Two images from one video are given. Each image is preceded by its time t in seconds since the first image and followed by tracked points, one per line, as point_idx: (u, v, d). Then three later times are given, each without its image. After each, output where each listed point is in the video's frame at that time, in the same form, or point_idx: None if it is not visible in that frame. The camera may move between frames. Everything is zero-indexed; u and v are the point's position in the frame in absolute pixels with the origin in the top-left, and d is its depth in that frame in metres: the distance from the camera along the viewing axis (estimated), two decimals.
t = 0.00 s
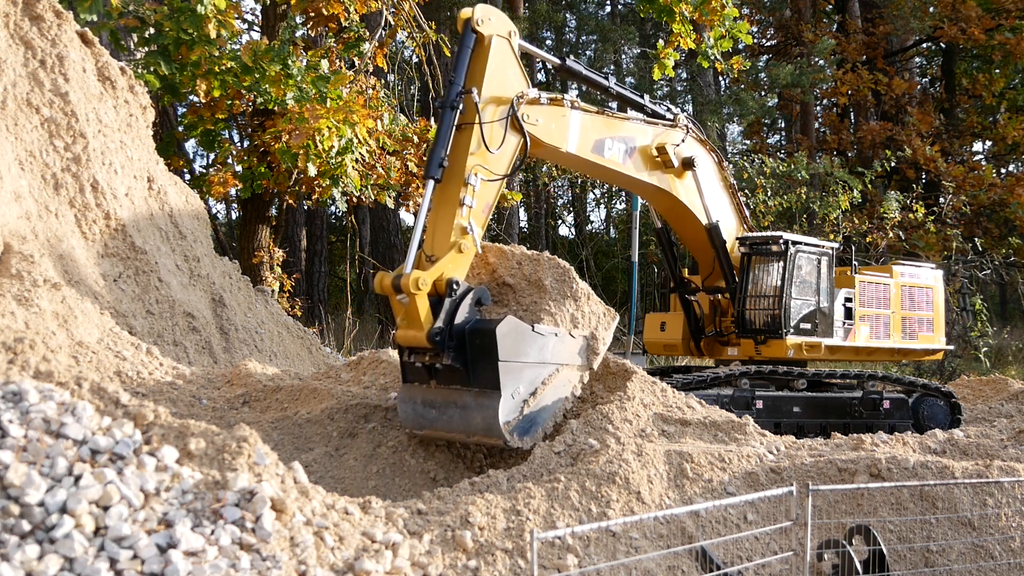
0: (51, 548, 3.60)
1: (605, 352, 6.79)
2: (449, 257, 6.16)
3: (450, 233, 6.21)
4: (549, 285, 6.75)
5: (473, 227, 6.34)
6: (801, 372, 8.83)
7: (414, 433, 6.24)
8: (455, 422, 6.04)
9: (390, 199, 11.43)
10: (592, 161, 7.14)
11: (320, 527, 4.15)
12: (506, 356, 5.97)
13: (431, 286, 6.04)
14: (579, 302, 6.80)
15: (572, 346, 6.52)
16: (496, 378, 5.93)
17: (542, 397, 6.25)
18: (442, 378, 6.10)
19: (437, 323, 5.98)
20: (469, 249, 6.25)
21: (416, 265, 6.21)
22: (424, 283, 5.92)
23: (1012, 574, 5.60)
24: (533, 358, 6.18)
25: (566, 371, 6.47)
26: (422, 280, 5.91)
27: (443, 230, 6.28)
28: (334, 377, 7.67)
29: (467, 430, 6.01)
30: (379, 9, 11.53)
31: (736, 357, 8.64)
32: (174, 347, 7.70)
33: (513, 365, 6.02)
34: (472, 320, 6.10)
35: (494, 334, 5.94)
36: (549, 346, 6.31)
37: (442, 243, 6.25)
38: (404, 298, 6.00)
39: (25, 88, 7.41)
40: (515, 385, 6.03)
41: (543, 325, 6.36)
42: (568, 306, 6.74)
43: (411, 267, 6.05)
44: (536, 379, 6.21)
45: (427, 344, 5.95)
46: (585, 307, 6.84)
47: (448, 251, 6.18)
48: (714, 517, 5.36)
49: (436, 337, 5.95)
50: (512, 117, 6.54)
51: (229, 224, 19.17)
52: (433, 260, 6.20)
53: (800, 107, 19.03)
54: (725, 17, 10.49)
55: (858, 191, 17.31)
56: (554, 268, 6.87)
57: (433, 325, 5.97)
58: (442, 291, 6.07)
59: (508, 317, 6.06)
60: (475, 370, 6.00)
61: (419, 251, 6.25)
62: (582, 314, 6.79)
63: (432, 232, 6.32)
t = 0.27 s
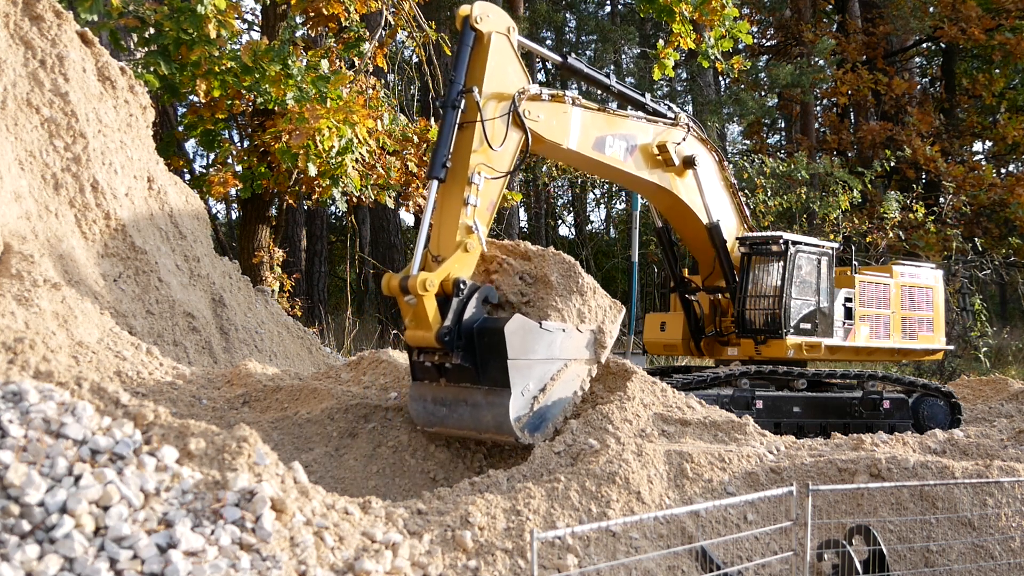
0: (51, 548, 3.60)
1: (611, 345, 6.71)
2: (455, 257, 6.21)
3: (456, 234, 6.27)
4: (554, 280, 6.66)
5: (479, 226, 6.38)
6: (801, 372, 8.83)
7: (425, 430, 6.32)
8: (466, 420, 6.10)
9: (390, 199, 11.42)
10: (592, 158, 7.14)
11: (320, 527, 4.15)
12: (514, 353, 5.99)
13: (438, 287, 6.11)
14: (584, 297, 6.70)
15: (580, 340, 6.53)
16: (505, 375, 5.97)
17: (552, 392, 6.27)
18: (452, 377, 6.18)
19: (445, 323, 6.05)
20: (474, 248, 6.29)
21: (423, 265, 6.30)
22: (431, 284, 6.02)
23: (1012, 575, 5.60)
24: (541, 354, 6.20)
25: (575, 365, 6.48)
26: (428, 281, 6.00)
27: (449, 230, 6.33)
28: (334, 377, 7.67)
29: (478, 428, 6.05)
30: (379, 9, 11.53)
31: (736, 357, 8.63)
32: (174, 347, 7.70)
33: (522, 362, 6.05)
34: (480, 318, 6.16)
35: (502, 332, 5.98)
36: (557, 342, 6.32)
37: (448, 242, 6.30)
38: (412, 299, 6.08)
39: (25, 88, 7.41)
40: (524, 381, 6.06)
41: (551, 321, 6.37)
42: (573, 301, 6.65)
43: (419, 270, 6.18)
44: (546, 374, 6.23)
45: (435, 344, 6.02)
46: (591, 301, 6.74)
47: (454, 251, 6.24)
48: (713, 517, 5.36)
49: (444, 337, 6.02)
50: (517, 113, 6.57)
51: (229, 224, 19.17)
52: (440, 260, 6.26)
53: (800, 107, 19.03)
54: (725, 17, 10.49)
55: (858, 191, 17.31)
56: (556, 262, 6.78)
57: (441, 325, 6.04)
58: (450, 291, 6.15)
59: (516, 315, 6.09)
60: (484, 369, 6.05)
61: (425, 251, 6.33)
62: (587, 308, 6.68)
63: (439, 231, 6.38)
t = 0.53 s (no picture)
0: (51, 548, 3.60)
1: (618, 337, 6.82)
2: (461, 256, 6.21)
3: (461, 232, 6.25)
4: (560, 276, 6.85)
5: (484, 225, 6.37)
6: (801, 372, 8.83)
7: (434, 426, 6.36)
8: (474, 417, 6.14)
9: (390, 199, 11.42)
10: (593, 155, 7.15)
11: (320, 527, 4.15)
12: (522, 351, 6.00)
13: (444, 287, 6.08)
14: (590, 293, 6.91)
15: (586, 335, 6.54)
16: (512, 373, 5.99)
17: (559, 388, 6.30)
18: (460, 375, 6.18)
19: (452, 323, 6.03)
20: (480, 247, 6.29)
21: (429, 265, 6.30)
22: (438, 285, 5.98)
23: (1012, 575, 5.60)
24: (549, 350, 6.22)
25: (581, 360, 6.50)
26: (434, 282, 5.96)
27: (453, 229, 6.32)
28: (334, 377, 7.67)
29: (487, 425, 6.10)
30: (379, 9, 11.53)
31: (736, 357, 8.63)
32: (174, 347, 7.70)
33: (529, 359, 6.06)
34: (486, 316, 6.15)
35: (509, 331, 5.98)
36: (563, 339, 6.34)
37: (453, 241, 6.30)
38: (419, 299, 6.06)
39: (25, 88, 7.41)
40: (532, 378, 6.08)
41: (558, 318, 6.38)
42: (580, 297, 6.85)
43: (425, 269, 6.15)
44: (553, 371, 6.26)
45: (443, 344, 6.00)
46: (596, 296, 6.95)
47: (460, 250, 6.24)
48: (713, 517, 5.36)
49: (452, 337, 5.99)
50: (518, 109, 6.57)
51: (229, 223, 19.17)
52: (446, 261, 6.26)
53: (800, 107, 19.03)
54: (725, 17, 10.49)
55: (858, 191, 17.30)
56: (563, 259, 6.96)
57: (449, 325, 6.02)
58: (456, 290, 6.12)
59: (522, 313, 6.07)
60: (492, 366, 6.06)
61: (431, 251, 6.34)
62: (593, 303, 6.90)
63: (444, 230, 6.37)
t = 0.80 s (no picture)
0: (51, 548, 3.60)
1: (617, 334, 6.84)
2: (461, 250, 6.22)
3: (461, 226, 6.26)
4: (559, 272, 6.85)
5: (483, 219, 6.38)
6: (801, 372, 8.83)
7: (433, 421, 6.33)
8: (473, 411, 6.11)
9: (390, 199, 11.42)
10: (594, 152, 7.16)
11: (320, 527, 4.15)
12: (521, 344, 6.00)
13: (444, 280, 6.11)
14: (590, 288, 6.88)
15: (585, 330, 6.53)
16: (511, 367, 5.98)
17: (558, 383, 6.29)
18: (459, 369, 6.17)
19: (451, 317, 6.06)
20: (479, 241, 6.30)
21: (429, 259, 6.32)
22: (437, 278, 6.00)
23: (1012, 575, 5.60)
24: (548, 345, 6.21)
25: (580, 356, 6.49)
26: (434, 274, 5.99)
27: (453, 223, 6.33)
28: (334, 377, 7.67)
29: (485, 419, 6.07)
30: (379, 9, 11.52)
31: (736, 357, 8.63)
32: (174, 347, 7.70)
33: (529, 353, 6.05)
34: (486, 310, 6.17)
35: (508, 324, 5.98)
36: (562, 333, 6.33)
37: (452, 235, 6.30)
38: (418, 292, 6.09)
39: (25, 88, 7.41)
40: (530, 372, 6.07)
41: (557, 313, 6.37)
42: (579, 292, 6.82)
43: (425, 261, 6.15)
44: (552, 366, 6.24)
45: (442, 337, 6.02)
46: (596, 291, 6.91)
47: (459, 243, 6.25)
48: (713, 517, 5.36)
49: (450, 330, 6.02)
50: (518, 103, 6.58)
51: (229, 223, 19.17)
52: (445, 254, 6.28)
53: (800, 107, 19.04)
54: (725, 17, 10.49)
55: (858, 191, 17.30)
56: (563, 255, 6.95)
57: (448, 318, 6.05)
58: (456, 283, 6.14)
59: (522, 306, 6.08)
60: (491, 360, 6.05)
61: (430, 244, 6.34)
62: (593, 299, 6.85)
63: (444, 223, 6.38)
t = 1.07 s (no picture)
0: (51, 548, 3.60)
1: (617, 328, 6.84)
2: (462, 242, 6.22)
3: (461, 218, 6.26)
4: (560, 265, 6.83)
5: (484, 211, 6.38)
6: (801, 372, 8.84)
7: (432, 414, 6.34)
8: (472, 404, 6.12)
9: (390, 199, 11.42)
10: (594, 148, 7.17)
11: (320, 527, 4.15)
12: (521, 337, 6.01)
13: (444, 271, 6.10)
14: (590, 282, 6.87)
15: (585, 324, 6.54)
16: (510, 359, 6.00)
17: (558, 376, 6.29)
18: (459, 362, 6.19)
19: (451, 308, 6.04)
20: (480, 233, 6.29)
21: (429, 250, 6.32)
22: (437, 270, 5.99)
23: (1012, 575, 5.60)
24: (547, 337, 6.21)
25: (580, 350, 6.49)
26: (434, 266, 5.97)
27: (454, 215, 6.34)
28: (334, 377, 7.67)
29: (484, 412, 6.08)
30: (379, 9, 11.52)
31: (736, 357, 8.63)
32: (174, 347, 7.70)
33: (528, 346, 6.07)
34: (486, 303, 6.15)
35: (508, 317, 6.00)
36: (562, 327, 6.33)
37: (453, 228, 6.31)
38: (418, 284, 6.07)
39: (25, 88, 7.41)
40: (530, 364, 6.08)
41: (557, 306, 6.38)
42: (579, 287, 6.80)
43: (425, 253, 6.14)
44: (552, 360, 6.25)
45: (441, 329, 6.01)
46: (596, 286, 6.89)
47: (460, 236, 6.25)
48: (713, 517, 5.37)
49: (450, 322, 6.01)
50: (519, 98, 6.58)
51: (229, 224, 19.18)
52: (445, 246, 6.28)
53: (800, 107, 19.05)
54: (725, 17, 10.49)
55: (858, 191, 17.30)
56: (562, 249, 6.91)
57: (448, 310, 6.04)
58: (456, 275, 6.13)
59: (522, 299, 6.09)
60: (491, 353, 6.07)
61: (431, 236, 6.35)
62: (593, 292, 6.84)
63: (445, 215, 6.39)
